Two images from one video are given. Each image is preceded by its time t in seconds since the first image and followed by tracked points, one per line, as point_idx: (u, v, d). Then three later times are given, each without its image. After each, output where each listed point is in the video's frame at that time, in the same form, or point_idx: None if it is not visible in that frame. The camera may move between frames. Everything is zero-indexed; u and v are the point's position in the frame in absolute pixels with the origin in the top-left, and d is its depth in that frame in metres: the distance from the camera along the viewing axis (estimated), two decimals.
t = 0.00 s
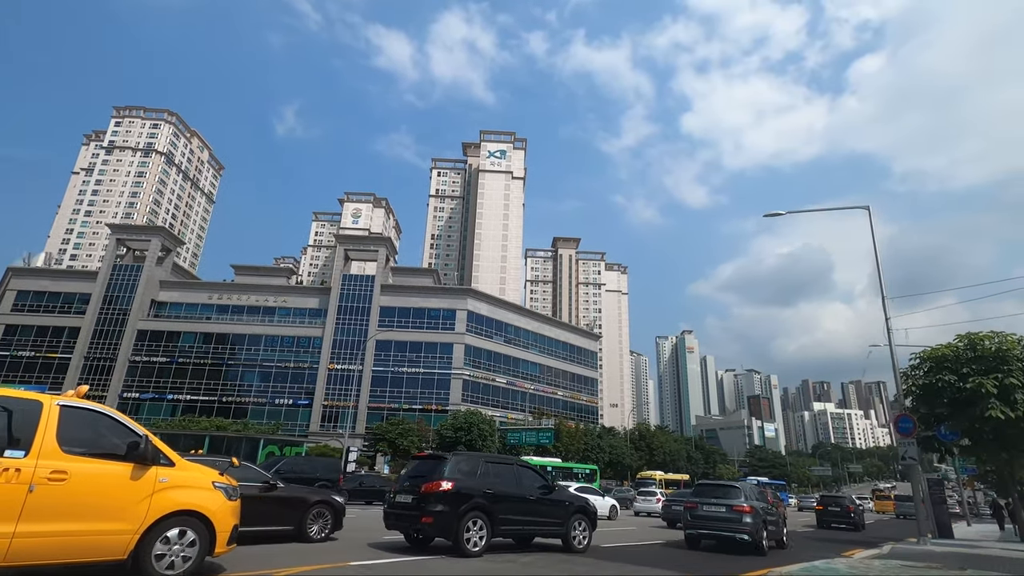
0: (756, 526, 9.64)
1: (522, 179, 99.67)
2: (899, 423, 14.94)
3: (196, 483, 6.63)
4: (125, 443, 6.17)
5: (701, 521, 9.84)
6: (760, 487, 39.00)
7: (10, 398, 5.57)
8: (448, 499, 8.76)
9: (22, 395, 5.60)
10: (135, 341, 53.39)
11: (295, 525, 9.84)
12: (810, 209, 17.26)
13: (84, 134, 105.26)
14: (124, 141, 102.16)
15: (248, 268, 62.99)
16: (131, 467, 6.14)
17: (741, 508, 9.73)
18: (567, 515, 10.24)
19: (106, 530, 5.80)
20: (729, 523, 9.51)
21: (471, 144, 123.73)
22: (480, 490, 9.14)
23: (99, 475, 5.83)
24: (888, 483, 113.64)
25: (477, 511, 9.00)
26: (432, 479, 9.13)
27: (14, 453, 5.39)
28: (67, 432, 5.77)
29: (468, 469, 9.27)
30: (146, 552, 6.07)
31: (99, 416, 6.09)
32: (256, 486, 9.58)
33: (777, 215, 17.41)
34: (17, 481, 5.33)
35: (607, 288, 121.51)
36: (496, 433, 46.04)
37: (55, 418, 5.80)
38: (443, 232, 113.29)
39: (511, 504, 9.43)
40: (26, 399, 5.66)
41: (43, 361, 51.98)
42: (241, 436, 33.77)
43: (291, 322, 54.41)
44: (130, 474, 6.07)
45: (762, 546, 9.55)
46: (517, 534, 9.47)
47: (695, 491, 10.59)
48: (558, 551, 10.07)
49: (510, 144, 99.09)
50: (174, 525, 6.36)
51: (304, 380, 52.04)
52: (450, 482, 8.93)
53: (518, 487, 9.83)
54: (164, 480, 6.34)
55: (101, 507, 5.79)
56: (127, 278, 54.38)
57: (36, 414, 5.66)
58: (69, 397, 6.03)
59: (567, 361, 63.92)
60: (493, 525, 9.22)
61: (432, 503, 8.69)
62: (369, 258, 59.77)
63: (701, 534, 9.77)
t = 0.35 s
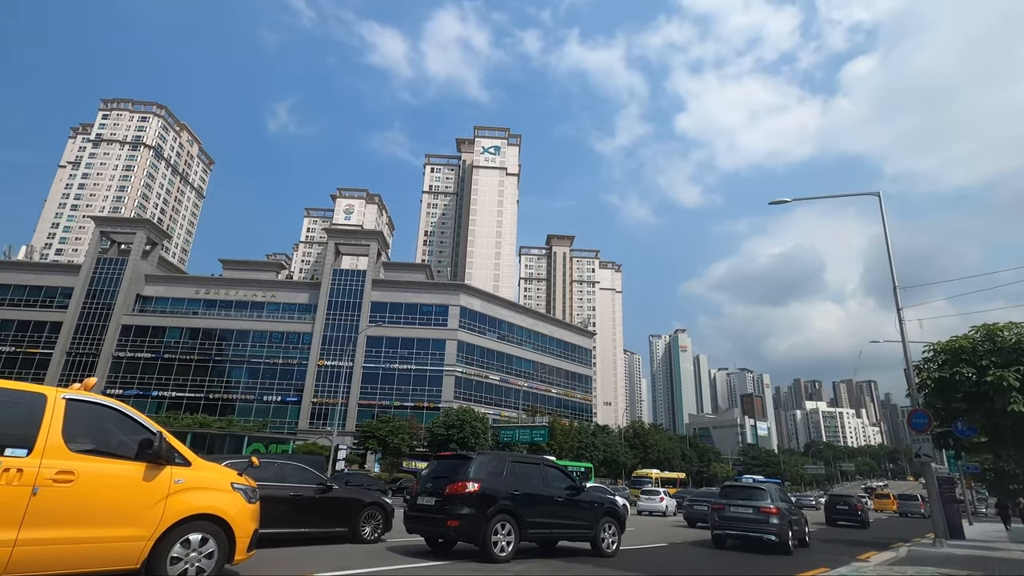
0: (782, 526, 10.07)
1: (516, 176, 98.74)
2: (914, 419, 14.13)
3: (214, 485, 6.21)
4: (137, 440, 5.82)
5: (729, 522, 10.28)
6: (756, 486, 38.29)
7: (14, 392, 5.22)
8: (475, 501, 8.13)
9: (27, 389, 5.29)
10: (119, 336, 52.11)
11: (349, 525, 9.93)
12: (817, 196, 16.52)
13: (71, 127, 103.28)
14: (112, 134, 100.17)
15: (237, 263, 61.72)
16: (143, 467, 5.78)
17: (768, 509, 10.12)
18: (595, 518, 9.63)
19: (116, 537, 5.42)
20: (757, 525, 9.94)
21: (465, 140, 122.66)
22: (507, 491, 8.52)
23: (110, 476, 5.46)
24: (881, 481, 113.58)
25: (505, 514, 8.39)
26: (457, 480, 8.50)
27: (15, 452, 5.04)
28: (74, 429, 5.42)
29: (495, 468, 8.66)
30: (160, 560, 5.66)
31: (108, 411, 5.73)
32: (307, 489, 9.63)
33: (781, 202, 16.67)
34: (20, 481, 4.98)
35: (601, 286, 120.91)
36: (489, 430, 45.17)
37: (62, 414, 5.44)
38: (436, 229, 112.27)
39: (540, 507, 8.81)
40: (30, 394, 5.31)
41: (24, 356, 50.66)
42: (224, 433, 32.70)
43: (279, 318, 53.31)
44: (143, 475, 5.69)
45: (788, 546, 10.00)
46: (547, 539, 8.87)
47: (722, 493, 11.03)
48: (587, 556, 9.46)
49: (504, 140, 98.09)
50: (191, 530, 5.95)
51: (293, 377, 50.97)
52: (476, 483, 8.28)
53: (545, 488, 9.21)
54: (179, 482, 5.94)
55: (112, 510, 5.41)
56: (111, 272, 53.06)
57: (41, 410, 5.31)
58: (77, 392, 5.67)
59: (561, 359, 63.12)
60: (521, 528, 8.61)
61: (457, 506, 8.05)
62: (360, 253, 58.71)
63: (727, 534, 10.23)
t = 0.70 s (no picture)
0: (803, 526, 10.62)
1: (509, 173, 97.83)
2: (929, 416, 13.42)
3: (239, 485, 5.85)
4: (158, 437, 5.44)
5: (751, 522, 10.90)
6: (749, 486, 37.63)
7: (26, 382, 4.82)
8: (509, 505, 7.96)
9: (38, 379, 4.87)
10: (100, 331, 50.72)
11: (404, 526, 10.58)
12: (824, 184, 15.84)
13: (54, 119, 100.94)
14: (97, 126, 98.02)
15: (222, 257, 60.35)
16: (164, 466, 5.39)
17: (789, 509, 10.72)
18: (628, 521, 9.45)
19: (137, 543, 5.02)
20: (782, 523, 10.53)
21: (457, 136, 121.61)
22: (542, 494, 8.36)
23: (131, 476, 5.07)
24: (870, 480, 113.93)
25: (540, 518, 8.22)
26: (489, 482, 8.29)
27: (27, 448, 4.62)
28: (92, 424, 5.03)
29: (530, 469, 8.50)
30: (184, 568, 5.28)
31: (126, 403, 5.35)
32: (368, 489, 10.33)
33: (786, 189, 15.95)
34: (32, 482, 4.57)
35: (593, 285, 120.38)
36: (479, 428, 44.34)
37: (77, 407, 5.03)
38: (427, 225, 111.17)
39: (574, 510, 8.65)
40: (44, 385, 4.90)
41: None
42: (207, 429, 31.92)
43: (266, 313, 52.13)
44: (165, 475, 5.30)
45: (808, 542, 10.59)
46: (582, 543, 8.71)
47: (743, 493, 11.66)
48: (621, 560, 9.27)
49: (497, 136, 97.16)
50: (216, 533, 5.57)
51: (280, 373, 49.83)
52: (510, 486, 8.11)
53: (577, 489, 9.05)
54: (204, 482, 5.57)
55: (132, 513, 5.02)
56: (91, 265, 51.60)
57: (56, 401, 4.91)
58: (93, 382, 5.27)
59: (554, 357, 62.38)
60: (557, 532, 8.43)
61: (493, 510, 7.89)
62: (349, 247, 57.61)
63: (750, 533, 10.86)
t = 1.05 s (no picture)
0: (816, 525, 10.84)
1: (499, 170, 96.98)
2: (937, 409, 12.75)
3: (281, 487, 5.23)
4: (192, 436, 4.84)
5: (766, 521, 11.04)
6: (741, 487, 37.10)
7: (54, 376, 4.27)
8: (554, 508, 7.45)
9: (67, 371, 4.32)
10: (77, 326, 49.29)
11: (456, 529, 10.49)
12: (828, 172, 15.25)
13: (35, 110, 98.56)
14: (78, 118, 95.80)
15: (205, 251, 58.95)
16: (204, 466, 4.82)
17: (803, 509, 10.92)
18: (668, 524, 8.90)
19: (177, 551, 4.45)
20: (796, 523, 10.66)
21: (447, 133, 120.60)
22: (584, 497, 7.83)
23: (168, 477, 4.51)
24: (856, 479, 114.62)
25: (583, 522, 7.68)
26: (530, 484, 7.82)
27: (60, 448, 4.08)
28: (127, 422, 4.48)
29: (571, 470, 7.99)
30: None
31: (159, 400, 4.77)
32: (421, 490, 10.32)
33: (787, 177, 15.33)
34: (64, 485, 4.02)
35: (584, 284, 119.90)
36: (468, 426, 43.57)
37: (111, 402, 4.49)
38: (417, 222, 110.06)
39: (616, 513, 8.11)
40: (73, 380, 4.34)
41: None
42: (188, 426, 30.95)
43: (250, 309, 50.93)
44: (202, 477, 4.71)
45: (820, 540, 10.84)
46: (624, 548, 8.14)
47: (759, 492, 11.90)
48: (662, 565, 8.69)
49: (487, 133, 96.28)
50: (257, 540, 4.95)
51: (263, 370, 48.71)
52: (553, 488, 7.61)
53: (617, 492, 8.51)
54: (243, 484, 4.96)
55: (170, 518, 4.45)
56: (69, 258, 50.10)
57: (88, 396, 4.34)
58: (126, 377, 4.71)
59: (544, 355, 61.72)
60: (599, 537, 7.89)
61: (536, 514, 7.38)
62: (336, 242, 56.49)
63: (764, 531, 11.01)
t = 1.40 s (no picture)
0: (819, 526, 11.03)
1: (488, 169, 96.29)
2: (939, 408, 12.33)
3: (328, 492, 5.03)
4: (242, 440, 4.60)
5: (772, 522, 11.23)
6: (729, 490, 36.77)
7: (106, 377, 4.02)
8: (603, 513, 7.41)
9: (118, 373, 4.07)
10: (49, 321, 47.78)
11: (501, 533, 11.21)
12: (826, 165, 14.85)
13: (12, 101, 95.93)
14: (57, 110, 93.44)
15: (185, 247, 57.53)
16: (252, 470, 4.59)
17: (806, 510, 11.07)
18: (704, 529, 8.92)
19: (235, 559, 4.23)
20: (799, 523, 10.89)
21: (436, 131, 119.65)
22: (629, 502, 7.80)
23: (223, 482, 4.27)
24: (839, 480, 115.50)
25: (630, 528, 7.64)
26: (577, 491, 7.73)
27: (117, 452, 3.84)
28: (181, 424, 4.25)
29: (615, 476, 7.99)
30: None
31: (208, 401, 4.53)
32: (468, 496, 10.92)
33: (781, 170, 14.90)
34: (122, 491, 3.77)
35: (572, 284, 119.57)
36: (454, 426, 42.83)
37: (163, 404, 4.24)
38: (405, 221, 109.00)
39: (658, 519, 8.08)
40: (125, 381, 4.09)
41: None
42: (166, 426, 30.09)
43: (231, 305, 49.80)
44: (254, 482, 4.48)
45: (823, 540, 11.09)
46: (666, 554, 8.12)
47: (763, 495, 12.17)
48: (698, 570, 8.66)
49: (476, 132, 95.54)
50: (308, 545, 4.72)
51: (244, 368, 47.55)
52: (601, 494, 7.57)
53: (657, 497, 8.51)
54: (291, 490, 4.73)
55: (225, 525, 4.20)
56: (42, 252, 48.53)
57: (141, 399, 4.10)
58: (174, 379, 4.46)
59: (532, 355, 61.14)
60: (643, 543, 7.84)
61: (586, 520, 7.31)
62: (321, 239, 55.40)
63: (771, 531, 11.21)
